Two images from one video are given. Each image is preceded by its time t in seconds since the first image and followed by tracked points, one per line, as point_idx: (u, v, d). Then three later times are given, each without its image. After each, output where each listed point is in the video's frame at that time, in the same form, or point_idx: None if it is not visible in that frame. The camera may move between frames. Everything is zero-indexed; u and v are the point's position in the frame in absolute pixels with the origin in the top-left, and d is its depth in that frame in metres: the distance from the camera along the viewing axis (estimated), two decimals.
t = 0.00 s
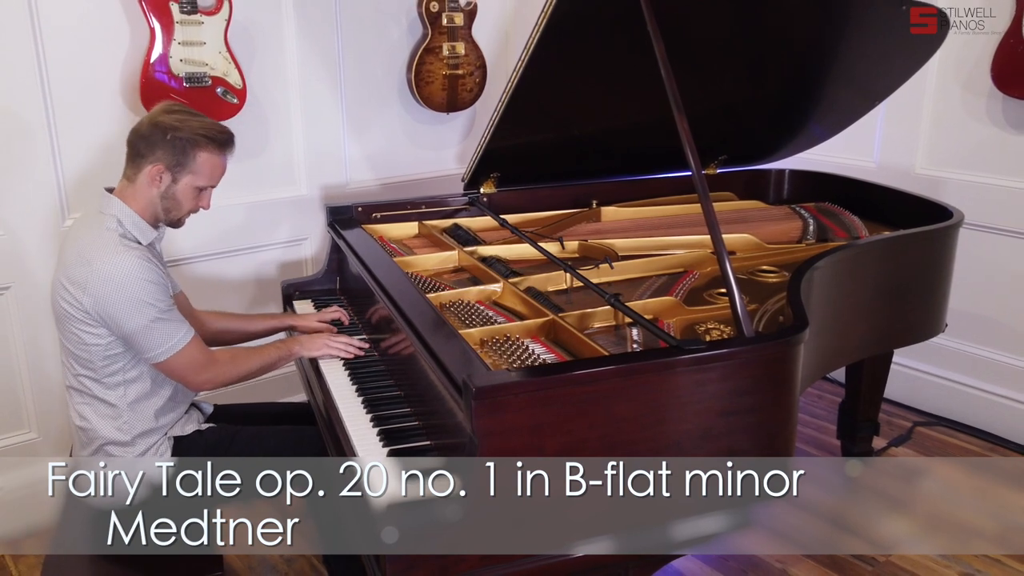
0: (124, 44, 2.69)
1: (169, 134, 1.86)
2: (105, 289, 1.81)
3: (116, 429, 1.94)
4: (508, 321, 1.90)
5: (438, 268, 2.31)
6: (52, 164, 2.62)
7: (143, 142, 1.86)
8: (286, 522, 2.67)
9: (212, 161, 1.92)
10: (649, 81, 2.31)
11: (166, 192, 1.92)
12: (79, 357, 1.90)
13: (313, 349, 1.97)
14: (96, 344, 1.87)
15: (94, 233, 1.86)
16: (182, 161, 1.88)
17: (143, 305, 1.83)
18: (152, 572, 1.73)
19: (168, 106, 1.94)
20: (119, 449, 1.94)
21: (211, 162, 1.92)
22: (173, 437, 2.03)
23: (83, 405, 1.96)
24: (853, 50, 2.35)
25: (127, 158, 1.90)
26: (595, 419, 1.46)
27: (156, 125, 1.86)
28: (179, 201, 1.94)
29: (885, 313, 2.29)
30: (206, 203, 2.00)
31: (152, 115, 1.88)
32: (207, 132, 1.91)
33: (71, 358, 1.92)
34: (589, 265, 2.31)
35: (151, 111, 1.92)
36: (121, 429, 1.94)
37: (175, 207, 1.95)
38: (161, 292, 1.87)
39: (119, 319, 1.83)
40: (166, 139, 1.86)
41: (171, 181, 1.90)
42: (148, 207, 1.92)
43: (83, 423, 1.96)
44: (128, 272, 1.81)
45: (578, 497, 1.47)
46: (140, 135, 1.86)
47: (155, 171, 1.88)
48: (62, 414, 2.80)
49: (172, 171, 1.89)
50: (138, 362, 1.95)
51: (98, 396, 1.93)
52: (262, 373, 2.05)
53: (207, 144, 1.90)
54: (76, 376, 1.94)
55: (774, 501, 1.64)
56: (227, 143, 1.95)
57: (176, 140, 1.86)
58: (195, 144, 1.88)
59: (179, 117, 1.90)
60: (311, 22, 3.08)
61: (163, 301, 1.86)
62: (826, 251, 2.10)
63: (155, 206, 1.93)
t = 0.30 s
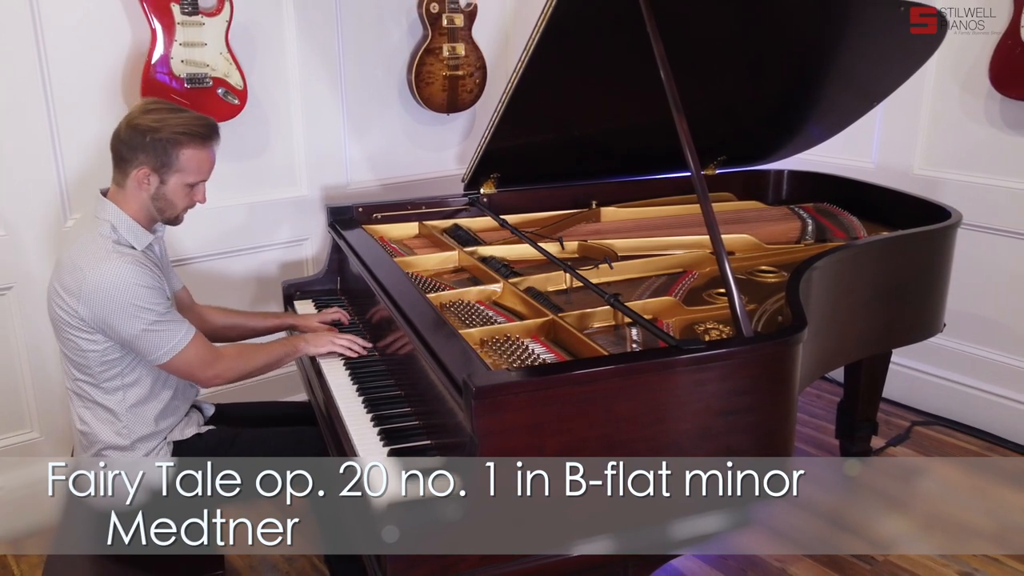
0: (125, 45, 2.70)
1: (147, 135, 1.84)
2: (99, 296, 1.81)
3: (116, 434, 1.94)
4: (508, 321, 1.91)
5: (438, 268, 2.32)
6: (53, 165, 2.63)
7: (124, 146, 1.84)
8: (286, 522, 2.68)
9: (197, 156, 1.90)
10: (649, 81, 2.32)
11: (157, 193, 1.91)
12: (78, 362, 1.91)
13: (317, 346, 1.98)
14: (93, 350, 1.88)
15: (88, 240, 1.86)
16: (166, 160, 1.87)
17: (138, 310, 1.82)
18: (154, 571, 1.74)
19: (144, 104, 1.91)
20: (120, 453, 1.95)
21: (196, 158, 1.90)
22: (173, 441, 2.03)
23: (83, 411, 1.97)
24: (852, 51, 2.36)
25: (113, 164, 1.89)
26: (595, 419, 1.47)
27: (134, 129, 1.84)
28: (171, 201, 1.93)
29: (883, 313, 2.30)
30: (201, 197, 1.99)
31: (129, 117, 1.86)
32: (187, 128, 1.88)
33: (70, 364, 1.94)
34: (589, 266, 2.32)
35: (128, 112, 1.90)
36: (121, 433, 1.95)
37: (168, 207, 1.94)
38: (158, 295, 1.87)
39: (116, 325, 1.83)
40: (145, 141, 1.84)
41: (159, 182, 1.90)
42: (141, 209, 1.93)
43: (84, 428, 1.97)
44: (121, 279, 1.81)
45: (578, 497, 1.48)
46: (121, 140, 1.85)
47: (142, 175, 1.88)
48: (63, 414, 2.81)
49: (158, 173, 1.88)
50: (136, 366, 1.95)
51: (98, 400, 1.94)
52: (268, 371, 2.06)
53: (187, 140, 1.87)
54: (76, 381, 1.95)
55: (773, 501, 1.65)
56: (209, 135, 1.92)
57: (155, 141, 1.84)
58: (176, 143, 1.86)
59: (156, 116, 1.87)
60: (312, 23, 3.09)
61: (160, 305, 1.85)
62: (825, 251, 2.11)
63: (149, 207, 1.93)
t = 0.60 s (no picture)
0: (126, 45, 2.71)
1: (135, 139, 1.84)
2: (102, 304, 1.81)
3: (117, 439, 1.95)
4: (508, 321, 1.91)
5: (438, 268, 2.33)
6: (55, 166, 2.64)
7: (115, 153, 1.85)
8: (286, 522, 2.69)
9: (188, 152, 1.90)
10: (648, 82, 2.33)
11: (155, 194, 1.92)
12: (81, 368, 1.92)
13: (319, 347, 1.98)
14: (97, 356, 1.89)
15: (90, 248, 1.87)
16: (158, 161, 1.87)
17: (142, 318, 1.83)
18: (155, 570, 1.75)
19: (125, 106, 1.90)
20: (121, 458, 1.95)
21: (187, 154, 1.90)
22: (173, 446, 2.03)
23: (86, 415, 1.98)
24: (851, 51, 2.36)
25: (107, 172, 1.90)
26: (595, 419, 1.48)
27: (120, 134, 1.84)
28: (170, 200, 1.94)
29: (882, 312, 2.31)
30: (199, 189, 1.99)
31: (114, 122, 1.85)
32: (173, 126, 1.87)
33: (73, 369, 1.95)
34: (588, 266, 2.33)
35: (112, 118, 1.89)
36: (123, 438, 1.95)
37: (168, 206, 1.95)
38: (162, 301, 1.88)
39: (121, 332, 1.84)
40: (135, 145, 1.84)
41: (155, 184, 1.90)
42: (141, 212, 1.93)
43: (87, 432, 1.98)
44: (124, 286, 1.81)
45: (578, 497, 1.49)
46: (110, 147, 1.85)
47: (138, 179, 1.88)
48: (64, 414, 2.82)
49: (153, 174, 1.88)
50: (140, 371, 1.96)
51: (101, 406, 1.95)
52: (269, 370, 2.05)
53: (175, 136, 1.87)
54: (80, 386, 1.96)
55: (773, 501, 1.66)
56: (195, 129, 1.92)
57: (143, 144, 1.84)
58: (164, 142, 1.86)
59: (139, 117, 1.87)
60: (313, 23, 3.10)
61: (163, 311, 1.86)
62: (824, 251, 2.12)
63: (150, 209, 1.93)
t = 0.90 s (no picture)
0: (127, 46, 2.72)
1: (119, 142, 1.84)
2: (103, 311, 1.82)
3: (117, 443, 1.96)
4: (508, 321, 1.92)
5: (438, 268, 2.34)
6: (57, 167, 2.65)
7: (103, 161, 1.86)
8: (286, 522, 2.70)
9: (174, 147, 1.90)
10: (647, 82, 2.34)
11: (150, 195, 1.93)
12: (82, 373, 1.93)
13: (319, 348, 2.00)
14: (98, 362, 1.89)
15: (90, 254, 1.87)
16: (147, 161, 1.88)
17: (143, 324, 1.84)
18: (157, 569, 1.76)
19: (101, 112, 1.90)
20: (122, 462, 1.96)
21: (173, 149, 1.90)
22: (173, 450, 2.04)
23: (87, 419, 1.99)
24: (850, 51, 2.37)
25: (99, 180, 1.91)
26: (595, 418, 1.48)
27: (103, 141, 1.84)
28: (167, 198, 1.95)
29: (880, 312, 2.32)
30: (192, 182, 2.00)
31: (95, 130, 1.85)
32: (153, 123, 1.88)
33: (75, 374, 1.95)
34: (588, 266, 2.34)
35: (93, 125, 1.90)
36: (124, 442, 1.96)
37: (166, 204, 1.96)
38: (163, 307, 1.88)
39: (122, 339, 1.84)
40: (121, 150, 1.84)
41: (149, 185, 1.91)
42: (139, 213, 1.95)
43: (88, 436, 1.99)
44: (125, 293, 1.82)
45: (578, 497, 1.50)
46: (97, 155, 1.86)
47: (131, 183, 1.89)
48: (66, 413, 2.83)
49: (145, 176, 1.89)
50: (140, 376, 1.97)
51: (102, 410, 1.96)
52: (269, 373, 2.06)
53: (157, 134, 1.87)
54: (81, 391, 1.97)
55: (772, 500, 1.67)
56: (176, 122, 1.92)
57: (128, 147, 1.85)
58: (148, 141, 1.86)
59: (118, 120, 1.87)
60: (314, 24, 3.11)
61: (164, 317, 1.87)
62: (823, 251, 2.13)
63: (147, 209, 1.95)
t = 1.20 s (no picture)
0: (128, 46, 2.73)
1: (104, 144, 1.85)
2: (103, 314, 1.82)
3: (118, 446, 1.97)
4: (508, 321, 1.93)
5: (438, 268, 2.34)
6: (58, 168, 2.66)
7: (91, 164, 1.86)
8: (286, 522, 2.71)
9: (159, 141, 1.90)
10: (647, 83, 2.34)
11: (144, 193, 1.93)
12: (83, 377, 1.93)
13: (320, 347, 2.01)
14: (99, 366, 1.90)
15: (88, 258, 1.87)
16: (135, 159, 1.88)
17: (143, 326, 1.85)
18: (158, 568, 1.77)
19: (81, 115, 1.90)
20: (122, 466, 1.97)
21: (158, 144, 1.90)
22: (173, 452, 2.05)
23: (88, 422, 2.00)
24: (849, 52, 2.38)
25: (91, 183, 1.91)
26: (595, 418, 1.49)
27: (89, 143, 1.85)
28: (160, 194, 1.95)
29: (879, 312, 2.33)
30: (183, 176, 2.00)
31: (79, 133, 1.85)
32: (136, 119, 1.88)
33: (74, 379, 1.96)
34: (588, 266, 2.34)
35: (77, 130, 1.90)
36: (124, 445, 1.97)
37: (160, 201, 1.96)
38: (163, 309, 1.89)
39: (123, 342, 1.85)
40: (108, 151, 1.85)
41: (140, 183, 1.91)
42: (133, 213, 1.96)
43: (88, 439, 2.00)
44: (125, 295, 1.83)
45: (578, 497, 1.51)
46: (85, 160, 1.86)
47: (123, 183, 1.90)
48: (67, 413, 2.83)
49: (136, 174, 1.90)
50: (140, 379, 1.98)
51: (102, 413, 1.97)
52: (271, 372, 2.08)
53: (140, 130, 1.87)
54: (81, 395, 1.98)
55: (770, 499, 1.68)
56: (157, 116, 1.92)
57: (114, 146, 1.85)
58: (134, 138, 1.86)
59: (99, 121, 1.87)
60: (315, 25, 3.12)
61: (164, 319, 1.88)
62: (822, 252, 2.14)
63: (141, 207, 1.95)
